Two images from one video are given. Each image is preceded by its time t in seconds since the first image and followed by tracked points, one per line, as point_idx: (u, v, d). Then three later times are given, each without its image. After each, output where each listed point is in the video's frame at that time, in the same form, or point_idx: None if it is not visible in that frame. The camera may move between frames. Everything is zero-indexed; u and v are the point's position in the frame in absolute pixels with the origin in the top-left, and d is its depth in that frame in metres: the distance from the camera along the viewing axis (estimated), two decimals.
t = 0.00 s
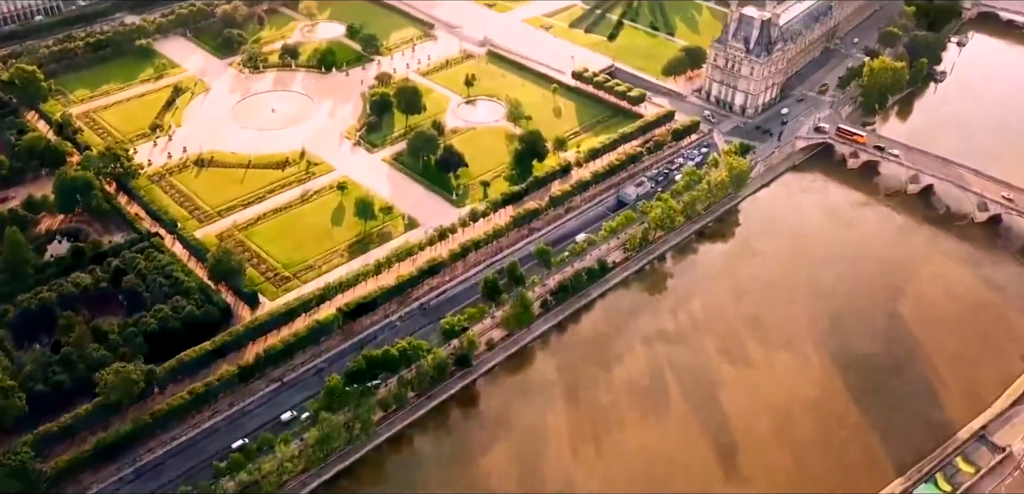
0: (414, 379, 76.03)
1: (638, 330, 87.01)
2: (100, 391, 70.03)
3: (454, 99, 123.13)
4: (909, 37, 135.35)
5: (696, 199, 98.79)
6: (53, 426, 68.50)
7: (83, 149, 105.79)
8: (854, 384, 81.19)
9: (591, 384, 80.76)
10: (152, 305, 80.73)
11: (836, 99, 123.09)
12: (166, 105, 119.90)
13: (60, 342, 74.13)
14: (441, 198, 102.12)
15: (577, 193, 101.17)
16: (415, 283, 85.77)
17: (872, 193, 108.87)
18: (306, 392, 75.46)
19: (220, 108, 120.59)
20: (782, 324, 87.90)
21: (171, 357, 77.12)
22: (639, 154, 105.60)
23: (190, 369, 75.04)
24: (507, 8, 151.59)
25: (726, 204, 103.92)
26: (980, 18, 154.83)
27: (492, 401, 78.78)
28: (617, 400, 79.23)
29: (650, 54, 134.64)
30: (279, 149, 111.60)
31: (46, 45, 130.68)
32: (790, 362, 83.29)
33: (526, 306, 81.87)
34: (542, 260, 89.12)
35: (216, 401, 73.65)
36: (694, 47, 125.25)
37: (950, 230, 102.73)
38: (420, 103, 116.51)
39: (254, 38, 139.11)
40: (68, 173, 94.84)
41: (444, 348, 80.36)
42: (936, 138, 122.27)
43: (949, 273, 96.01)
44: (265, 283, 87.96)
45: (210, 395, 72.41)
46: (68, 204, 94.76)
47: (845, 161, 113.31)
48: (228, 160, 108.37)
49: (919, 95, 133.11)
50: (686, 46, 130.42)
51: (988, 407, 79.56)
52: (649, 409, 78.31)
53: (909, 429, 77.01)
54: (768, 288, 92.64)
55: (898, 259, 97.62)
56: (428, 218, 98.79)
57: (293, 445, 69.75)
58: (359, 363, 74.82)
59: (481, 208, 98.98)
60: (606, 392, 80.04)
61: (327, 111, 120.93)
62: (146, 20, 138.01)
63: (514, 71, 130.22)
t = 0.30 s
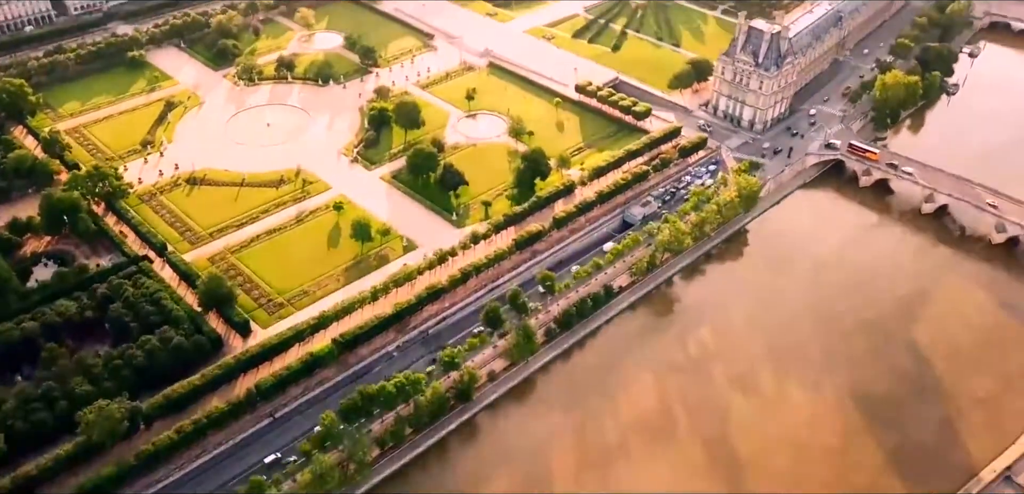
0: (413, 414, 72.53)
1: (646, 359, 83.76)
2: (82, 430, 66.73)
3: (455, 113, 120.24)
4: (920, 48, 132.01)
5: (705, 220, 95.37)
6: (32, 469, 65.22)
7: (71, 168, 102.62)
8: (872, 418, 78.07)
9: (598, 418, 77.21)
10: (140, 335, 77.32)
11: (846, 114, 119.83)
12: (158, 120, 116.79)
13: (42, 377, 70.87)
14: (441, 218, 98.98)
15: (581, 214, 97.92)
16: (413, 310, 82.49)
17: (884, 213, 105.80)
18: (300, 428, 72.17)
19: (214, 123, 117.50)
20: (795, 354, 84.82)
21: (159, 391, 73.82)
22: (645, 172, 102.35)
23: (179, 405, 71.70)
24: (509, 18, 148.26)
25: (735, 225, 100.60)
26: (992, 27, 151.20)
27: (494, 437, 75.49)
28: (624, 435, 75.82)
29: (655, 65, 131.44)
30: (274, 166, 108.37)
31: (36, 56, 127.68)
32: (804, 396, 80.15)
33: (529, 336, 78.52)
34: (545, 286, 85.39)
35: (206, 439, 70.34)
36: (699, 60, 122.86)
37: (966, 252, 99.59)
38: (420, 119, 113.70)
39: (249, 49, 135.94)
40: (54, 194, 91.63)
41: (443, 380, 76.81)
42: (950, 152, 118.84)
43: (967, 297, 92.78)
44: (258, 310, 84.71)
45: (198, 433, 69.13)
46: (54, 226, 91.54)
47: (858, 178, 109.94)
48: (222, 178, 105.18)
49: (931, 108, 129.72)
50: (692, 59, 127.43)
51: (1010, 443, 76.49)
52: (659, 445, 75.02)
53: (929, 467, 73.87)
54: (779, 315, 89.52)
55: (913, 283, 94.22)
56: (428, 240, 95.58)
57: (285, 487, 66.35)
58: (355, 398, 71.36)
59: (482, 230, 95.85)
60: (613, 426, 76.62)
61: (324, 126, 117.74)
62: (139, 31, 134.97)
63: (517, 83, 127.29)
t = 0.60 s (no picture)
0: (410, 455, 69.01)
1: (653, 391, 80.16)
2: (61, 475, 63.44)
3: (455, 129, 117.43)
4: (932, 61, 128.65)
5: (714, 244, 91.80)
6: None
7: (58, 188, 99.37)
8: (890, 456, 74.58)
9: (604, 455, 73.57)
10: (124, 370, 73.91)
11: (857, 130, 116.42)
12: (149, 136, 113.51)
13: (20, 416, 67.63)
14: (440, 240, 95.56)
15: (586, 236, 94.43)
16: (411, 340, 79.03)
17: (898, 234, 102.50)
18: (292, 469, 68.69)
19: (206, 138, 114.12)
20: (808, 385, 81.34)
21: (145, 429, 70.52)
22: (651, 193, 98.98)
23: (165, 445, 68.38)
24: (510, 28, 144.86)
25: (745, 247, 97.17)
26: (1004, 38, 147.74)
27: (495, 476, 71.83)
28: (632, 474, 72.17)
29: (660, 78, 128.13)
30: (268, 184, 104.95)
31: (25, 69, 124.56)
32: (819, 431, 76.63)
33: (532, 370, 74.74)
34: (549, 316, 81.58)
35: (193, 481, 67.02)
36: (705, 74, 119.75)
37: (983, 277, 96.24)
38: (420, 135, 110.50)
39: (244, 61, 132.71)
40: (38, 217, 88.44)
41: (442, 417, 73.30)
42: (964, 169, 115.34)
43: (986, 325, 89.40)
44: (249, 340, 81.33)
45: (184, 477, 65.79)
46: (38, 250, 88.20)
47: (871, 198, 106.32)
48: (215, 198, 101.84)
49: (944, 122, 126.28)
50: (698, 73, 124.18)
51: None
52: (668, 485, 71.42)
53: None
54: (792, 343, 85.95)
55: (929, 310, 90.74)
56: (427, 263, 92.01)
57: None
58: (349, 439, 67.88)
59: (483, 253, 92.45)
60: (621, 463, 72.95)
61: (320, 141, 114.26)
62: (131, 42, 131.88)
63: (518, 97, 124.16)
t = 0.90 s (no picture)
0: None
1: (662, 426, 76.68)
2: None
3: (455, 145, 114.20)
4: (945, 74, 125.15)
5: (725, 268, 88.29)
6: None
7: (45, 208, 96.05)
8: None
9: None
10: (108, 407, 70.56)
11: (870, 146, 113.00)
12: (139, 152, 110.19)
13: None
14: (440, 264, 92.13)
15: (591, 259, 90.89)
16: (409, 374, 75.59)
17: (913, 257, 99.32)
18: None
19: (199, 154, 110.80)
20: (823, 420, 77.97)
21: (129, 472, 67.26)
22: (658, 213, 95.57)
23: (150, 489, 65.19)
24: (511, 38, 141.43)
25: (756, 270, 93.68)
26: (1018, 48, 144.09)
27: None
28: None
29: (666, 91, 124.75)
30: (262, 203, 101.56)
31: (13, 82, 121.41)
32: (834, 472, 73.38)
33: (535, 406, 70.99)
34: (554, 349, 77.80)
35: None
36: (713, 87, 116.50)
37: (1001, 304, 93.19)
38: (419, 152, 107.06)
39: (239, 73, 129.49)
40: (22, 241, 85.11)
41: (442, 457, 69.81)
42: (982, 185, 111.60)
43: (1006, 356, 86.24)
44: (240, 372, 77.97)
45: None
46: (22, 275, 84.76)
47: (886, 218, 102.78)
48: (206, 218, 98.48)
49: (958, 136, 122.75)
50: (706, 86, 120.86)
51: None
52: None
53: None
54: (806, 375, 82.46)
55: (948, 340, 87.37)
56: (427, 288, 88.47)
57: None
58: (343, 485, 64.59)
59: (484, 279, 88.98)
60: None
61: (316, 157, 110.87)
62: (123, 54, 128.77)
63: (521, 111, 120.91)
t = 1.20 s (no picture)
0: None
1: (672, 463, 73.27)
2: None
3: (455, 162, 110.91)
4: (959, 87, 121.80)
5: (736, 294, 84.90)
6: None
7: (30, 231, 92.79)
8: None
9: None
10: (91, 448, 67.28)
11: (883, 163, 109.65)
12: (129, 169, 106.88)
13: None
14: (440, 288, 88.70)
15: (597, 285, 87.54)
16: (407, 410, 72.22)
17: (929, 280, 95.93)
18: None
19: (191, 171, 107.46)
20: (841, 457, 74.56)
21: None
22: (666, 235, 92.21)
23: None
24: (513, 49, 138.20)
25: (767, 295, 90.30)
26: None
27: None
28: None
29: (672, 105, 121.44)
30: (256, 224, 98.20)
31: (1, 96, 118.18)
32: None
33: (540, 446, 67.61)
34: (558, 383, 74.44)
35: None
36: (721, 103, 113.29)
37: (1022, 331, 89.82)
38: (418, 170, 103.73)
39: (234, 86, 126.31)
40: (4, 268, 81.76)
41: None
42: (998, 202, 108.10)
43: None
44: (231, 407, 74.63)
45: None
46: (4, 303, 81.43)
47: (901, 239, 99.36)
48: (198, 240, 95.14)
49: (972, 151, 119.36)
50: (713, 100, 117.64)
51: None
52: None
53: None
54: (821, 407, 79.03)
55: (969, 369, 83.80)
56: (425, 315, 85.08)
57: None
58: None
59: (484, 306, 85.61)
60: None
61: (311, 175, 107.54)
62: (114, 66, 125.59)
63: (523, 126, 117.70)
